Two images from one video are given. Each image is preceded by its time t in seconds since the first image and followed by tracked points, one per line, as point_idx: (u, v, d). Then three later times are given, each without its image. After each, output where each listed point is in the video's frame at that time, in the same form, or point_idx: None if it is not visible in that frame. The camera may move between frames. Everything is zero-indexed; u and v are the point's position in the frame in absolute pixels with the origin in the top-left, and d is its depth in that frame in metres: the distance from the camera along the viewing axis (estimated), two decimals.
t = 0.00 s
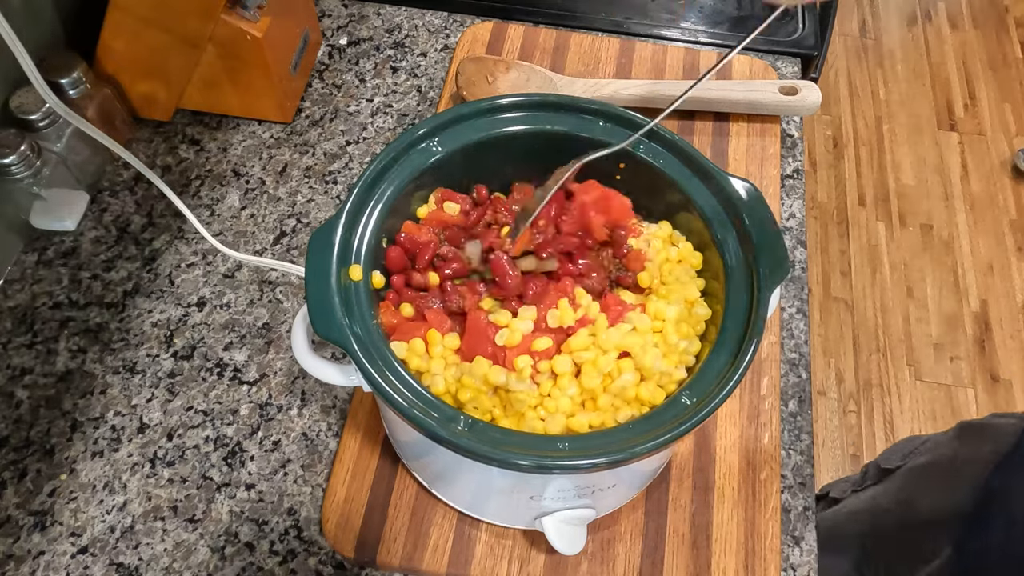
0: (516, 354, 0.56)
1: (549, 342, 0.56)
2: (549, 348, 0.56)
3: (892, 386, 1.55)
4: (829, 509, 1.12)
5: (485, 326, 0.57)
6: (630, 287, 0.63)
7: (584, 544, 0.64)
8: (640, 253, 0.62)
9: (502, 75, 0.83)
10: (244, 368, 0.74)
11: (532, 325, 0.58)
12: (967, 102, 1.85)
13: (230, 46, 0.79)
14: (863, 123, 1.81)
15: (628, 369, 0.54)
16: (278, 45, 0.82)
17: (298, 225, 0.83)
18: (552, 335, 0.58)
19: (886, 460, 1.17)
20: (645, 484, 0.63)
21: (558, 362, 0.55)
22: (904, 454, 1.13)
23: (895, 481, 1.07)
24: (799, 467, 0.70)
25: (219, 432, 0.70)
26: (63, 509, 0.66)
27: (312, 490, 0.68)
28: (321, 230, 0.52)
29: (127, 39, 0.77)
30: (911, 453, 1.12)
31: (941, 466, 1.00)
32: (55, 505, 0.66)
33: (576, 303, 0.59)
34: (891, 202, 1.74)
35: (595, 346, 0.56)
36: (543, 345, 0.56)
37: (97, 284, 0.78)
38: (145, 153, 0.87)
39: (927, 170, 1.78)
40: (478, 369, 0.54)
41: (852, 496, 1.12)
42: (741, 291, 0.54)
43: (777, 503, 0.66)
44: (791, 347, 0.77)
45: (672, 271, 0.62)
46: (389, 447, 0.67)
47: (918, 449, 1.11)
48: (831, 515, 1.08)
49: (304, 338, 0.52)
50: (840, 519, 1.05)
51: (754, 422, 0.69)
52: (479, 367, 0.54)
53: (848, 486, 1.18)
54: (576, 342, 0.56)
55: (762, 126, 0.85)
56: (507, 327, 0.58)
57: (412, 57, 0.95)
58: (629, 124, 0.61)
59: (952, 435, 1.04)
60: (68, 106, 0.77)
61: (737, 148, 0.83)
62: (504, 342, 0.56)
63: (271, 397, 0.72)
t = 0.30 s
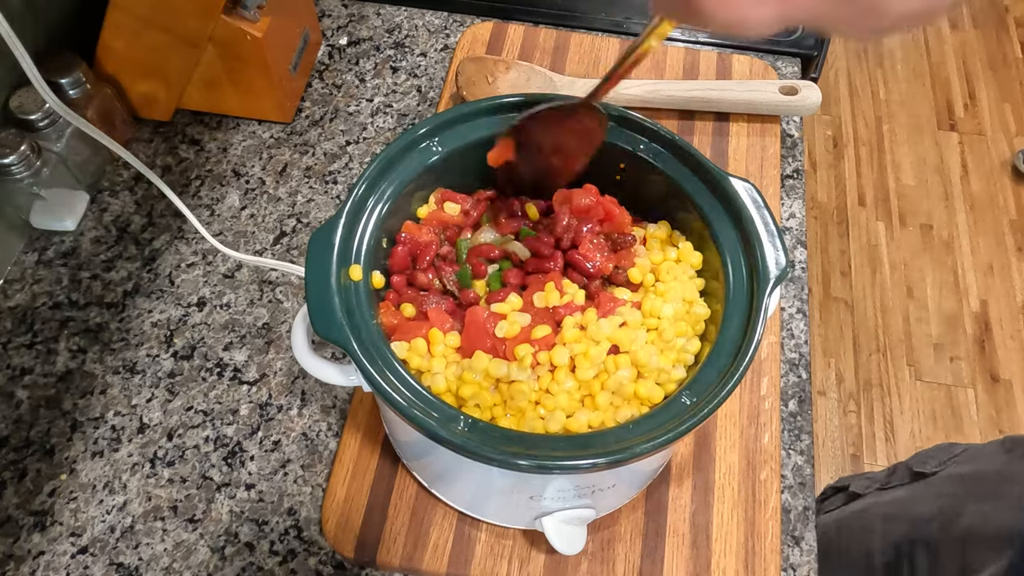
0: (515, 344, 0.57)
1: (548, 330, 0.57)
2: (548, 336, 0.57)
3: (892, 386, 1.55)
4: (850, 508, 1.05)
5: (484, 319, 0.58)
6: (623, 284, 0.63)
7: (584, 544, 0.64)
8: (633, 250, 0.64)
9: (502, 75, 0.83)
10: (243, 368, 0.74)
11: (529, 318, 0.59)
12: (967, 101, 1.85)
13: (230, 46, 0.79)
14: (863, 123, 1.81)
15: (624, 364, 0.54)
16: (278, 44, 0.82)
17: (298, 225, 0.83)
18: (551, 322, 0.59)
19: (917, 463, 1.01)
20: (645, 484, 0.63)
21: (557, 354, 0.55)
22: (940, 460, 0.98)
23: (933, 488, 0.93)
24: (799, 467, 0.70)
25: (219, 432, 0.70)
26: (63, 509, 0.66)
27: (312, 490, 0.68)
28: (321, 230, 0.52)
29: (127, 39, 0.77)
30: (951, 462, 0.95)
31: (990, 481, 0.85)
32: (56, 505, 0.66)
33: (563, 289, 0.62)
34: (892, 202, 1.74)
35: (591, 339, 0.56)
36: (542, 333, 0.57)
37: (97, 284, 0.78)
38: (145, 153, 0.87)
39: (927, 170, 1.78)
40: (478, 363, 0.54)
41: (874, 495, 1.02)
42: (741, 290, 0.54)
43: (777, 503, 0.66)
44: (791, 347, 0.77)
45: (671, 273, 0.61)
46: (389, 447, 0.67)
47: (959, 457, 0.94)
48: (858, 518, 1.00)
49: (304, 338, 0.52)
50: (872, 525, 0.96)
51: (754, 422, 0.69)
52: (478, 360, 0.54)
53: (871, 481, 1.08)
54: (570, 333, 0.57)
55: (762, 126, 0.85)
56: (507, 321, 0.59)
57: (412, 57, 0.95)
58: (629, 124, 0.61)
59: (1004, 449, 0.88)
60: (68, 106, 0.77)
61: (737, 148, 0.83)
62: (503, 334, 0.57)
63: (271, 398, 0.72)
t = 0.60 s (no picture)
0: (511, 344, 0.57)
1: (544, 330, 0.58)
2: (544, 336, 0.58)
3: (892, 386, 1.55)
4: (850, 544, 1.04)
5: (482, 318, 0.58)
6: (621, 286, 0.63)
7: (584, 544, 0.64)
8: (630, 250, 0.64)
9: (502, 75, 0.83)
10: (243, 368, 0.74)
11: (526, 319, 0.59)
12: (967, 101, 1.85)
13: (230, 46, 0.79)
14: (863, 123, 1.81)
15: (621, 367, 0.54)
16: (278, 44, 0.82)
17: (298, 225, 0.83)
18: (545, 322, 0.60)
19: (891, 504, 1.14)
20: (645, 484, 0.63)
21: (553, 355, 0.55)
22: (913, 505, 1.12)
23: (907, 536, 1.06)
24: (799, 467, 0.70)
25: (219, 432, 0.70)
26: (63, 509, 0.66)
27: (312, 490, 0.68)
28: (321, 229, 0.52)
29: (128, 40, 0.77)
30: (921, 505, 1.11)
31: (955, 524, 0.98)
32: (56, 505, 0.66)
33: (561, 289, 0.62)
34: (892, 202, 1.74)
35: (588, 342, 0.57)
36: (538, 334, 0.57)
37: (97, 284, 0.78)
38: (145, 153, 0.87)
39: (927, 170, 1.78)
40: (475, 363, 0.54)
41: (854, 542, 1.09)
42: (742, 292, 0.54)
43: (777, 503, 0.66)
44: (791, 347, 0.77)
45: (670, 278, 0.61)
46: (389, 447, 0.67)
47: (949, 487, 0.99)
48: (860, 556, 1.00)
49: (304, 338, 0.52)
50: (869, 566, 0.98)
51: (754, 422, 0.69)
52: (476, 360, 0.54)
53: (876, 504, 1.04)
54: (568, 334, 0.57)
55: (762, 126, 0.84)
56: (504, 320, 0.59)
57: (412, 57, 0.95)
58: (630, 125, 0.61)
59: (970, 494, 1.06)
60: (68, 106, 0.77)
61: (737, 148, 0.83)
62: (500, 334, 0.57)
63: (271, 397, 0.72)
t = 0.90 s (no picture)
0: (501, 353, 0.55)
1: (535, 339, 0.56)
2: (536, 344, 0.56)
3: (892, 386, 1.55)
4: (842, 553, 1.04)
5: (473, 322, 0.57)
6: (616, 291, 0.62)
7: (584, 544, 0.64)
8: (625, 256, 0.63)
9: (502, 75, 0.83)
10: (243, 368, 0.74)
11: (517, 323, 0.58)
12: (967, 101, 1.85)
13: (229, 46, 0.79)
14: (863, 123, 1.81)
15: (620, 372, 0.54)
16: (278, 45, 0.82)
17: (298, 225, 0.83)
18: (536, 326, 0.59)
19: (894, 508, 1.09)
20: (645, 484, 0.63)
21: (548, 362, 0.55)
22: (918, 506, 1.07)
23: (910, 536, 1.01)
24: (799, 467, 0.70)
25: (219, 432, 0.70)
26: (63, 509, 0.66)
27: (312, 490, 0.68)
28: (320, 228, 0.52)
29: (128, 39, 0.77)
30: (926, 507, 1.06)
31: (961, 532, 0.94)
32: (56, 505, 0.66)
33: (547, 288, 0.61)
34: (892, 202, 1.74)
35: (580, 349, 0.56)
36: (529, 342, 0.55)
37: (97, 284, 0.78)
38: (145, 153, 0.87)
39: (927, 170, 1.78)
40: (466, 371, 0.53)
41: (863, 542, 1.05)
42: (741, 293, 0.54)
43: (778, 503, 0.66)
44: (791, 347, 0.77)
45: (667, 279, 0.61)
46: (389, 447, 0.67)
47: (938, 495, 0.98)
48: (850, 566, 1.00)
49: (304, 337, 0.52)
50: None
51: (754, 422, 0.69)
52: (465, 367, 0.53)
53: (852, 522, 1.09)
54: (565, 341, 0.55)
55: (762, 126, 0.85)
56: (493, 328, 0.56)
57: (412, 57, 0.95)
58: (631, 125, 0.61)
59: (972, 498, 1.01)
60: (68, 106, 0.77)
61: (737, 149, 0.83)
62: (490, 341, 0.55)
63: (271, 398, 0.72)
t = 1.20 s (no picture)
0: (509, 353, 0.55)
1: (543, 341, 0.56)
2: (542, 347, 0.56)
3: (892, 386, 1.55)
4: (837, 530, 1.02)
5: (478, 324, 0.56)
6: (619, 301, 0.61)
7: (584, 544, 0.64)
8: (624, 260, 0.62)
9: (501, 75, 0.83)
10: (243, 368, 0.74)
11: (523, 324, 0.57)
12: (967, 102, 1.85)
13: (230, 47, 0.79)
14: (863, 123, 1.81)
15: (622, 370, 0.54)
16: (278, 45, 0.82)
17: (298, 225, 0.83)
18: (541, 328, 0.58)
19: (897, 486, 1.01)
20: (645, 484, 0.63)
21: (553, 359, 0.55)
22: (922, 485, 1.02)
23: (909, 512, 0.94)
24: (799, 467, 0.70)
25: (219, 432, 0.70)
26: (63, 509, 0.66)
27: (312, 490, 0.68)
28: (320, 228, 0.53)
29: (128, 39, 0.77)
30: (928, 486, 0.96)
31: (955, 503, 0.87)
32: (56, 505, 0.66)
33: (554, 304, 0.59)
34: (892, 202, 1.74)
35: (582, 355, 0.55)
36: (537, 343, 0.55)
37: (97, 284, 0.78)
38: (145, 153, 0.87)
39: (927, 170, 1.78)
40: (472, 370, 0.54)
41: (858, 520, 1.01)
42: (741, 292, 0.54)
43: (777, 502, 0.66)
44: (791, 347, 0.77)
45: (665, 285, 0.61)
46: (389, 447, 0.67)
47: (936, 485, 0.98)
48: (846, 544, 0.98)
49: (304, 338, 0.52)
50: (856, 553, 0.95)
51: (754, 422, 0.69)
52: (469, 368, 0.54)
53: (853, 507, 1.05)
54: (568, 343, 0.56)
55: (762, 126, 0.85)
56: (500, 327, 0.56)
57: (412, 57, 0.95)
58: (631, 125, 0.61)
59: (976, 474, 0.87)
60: (68, 106, 0.77)
61: (737, 149, 0.83)
62: (498, 342, 0.55)
63: (271, 398, 0.72)
